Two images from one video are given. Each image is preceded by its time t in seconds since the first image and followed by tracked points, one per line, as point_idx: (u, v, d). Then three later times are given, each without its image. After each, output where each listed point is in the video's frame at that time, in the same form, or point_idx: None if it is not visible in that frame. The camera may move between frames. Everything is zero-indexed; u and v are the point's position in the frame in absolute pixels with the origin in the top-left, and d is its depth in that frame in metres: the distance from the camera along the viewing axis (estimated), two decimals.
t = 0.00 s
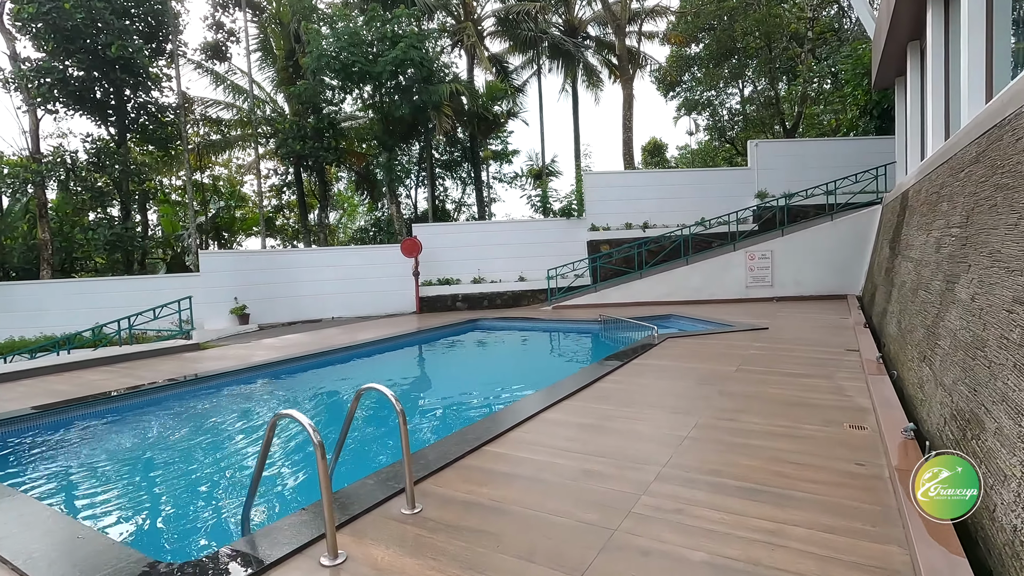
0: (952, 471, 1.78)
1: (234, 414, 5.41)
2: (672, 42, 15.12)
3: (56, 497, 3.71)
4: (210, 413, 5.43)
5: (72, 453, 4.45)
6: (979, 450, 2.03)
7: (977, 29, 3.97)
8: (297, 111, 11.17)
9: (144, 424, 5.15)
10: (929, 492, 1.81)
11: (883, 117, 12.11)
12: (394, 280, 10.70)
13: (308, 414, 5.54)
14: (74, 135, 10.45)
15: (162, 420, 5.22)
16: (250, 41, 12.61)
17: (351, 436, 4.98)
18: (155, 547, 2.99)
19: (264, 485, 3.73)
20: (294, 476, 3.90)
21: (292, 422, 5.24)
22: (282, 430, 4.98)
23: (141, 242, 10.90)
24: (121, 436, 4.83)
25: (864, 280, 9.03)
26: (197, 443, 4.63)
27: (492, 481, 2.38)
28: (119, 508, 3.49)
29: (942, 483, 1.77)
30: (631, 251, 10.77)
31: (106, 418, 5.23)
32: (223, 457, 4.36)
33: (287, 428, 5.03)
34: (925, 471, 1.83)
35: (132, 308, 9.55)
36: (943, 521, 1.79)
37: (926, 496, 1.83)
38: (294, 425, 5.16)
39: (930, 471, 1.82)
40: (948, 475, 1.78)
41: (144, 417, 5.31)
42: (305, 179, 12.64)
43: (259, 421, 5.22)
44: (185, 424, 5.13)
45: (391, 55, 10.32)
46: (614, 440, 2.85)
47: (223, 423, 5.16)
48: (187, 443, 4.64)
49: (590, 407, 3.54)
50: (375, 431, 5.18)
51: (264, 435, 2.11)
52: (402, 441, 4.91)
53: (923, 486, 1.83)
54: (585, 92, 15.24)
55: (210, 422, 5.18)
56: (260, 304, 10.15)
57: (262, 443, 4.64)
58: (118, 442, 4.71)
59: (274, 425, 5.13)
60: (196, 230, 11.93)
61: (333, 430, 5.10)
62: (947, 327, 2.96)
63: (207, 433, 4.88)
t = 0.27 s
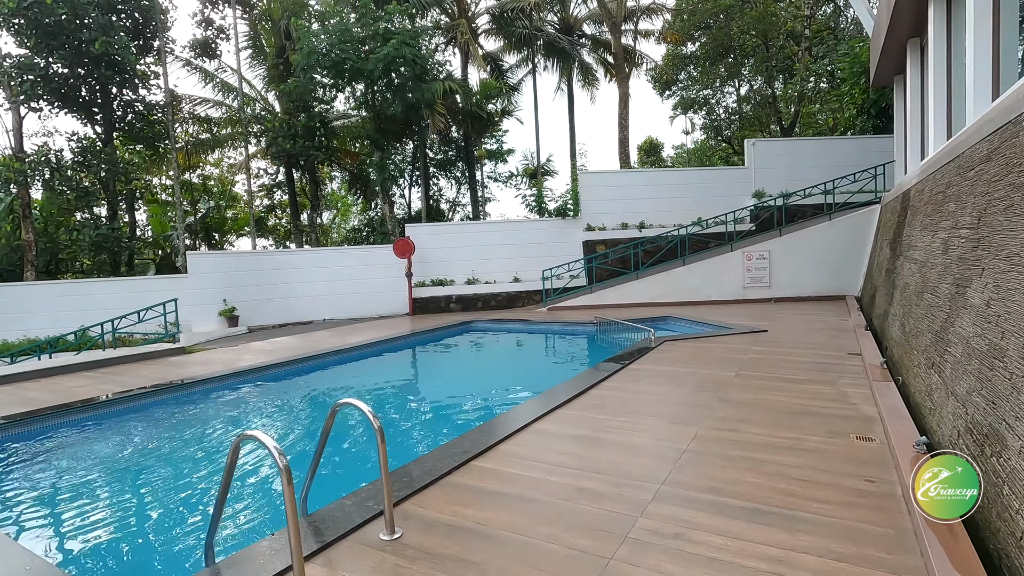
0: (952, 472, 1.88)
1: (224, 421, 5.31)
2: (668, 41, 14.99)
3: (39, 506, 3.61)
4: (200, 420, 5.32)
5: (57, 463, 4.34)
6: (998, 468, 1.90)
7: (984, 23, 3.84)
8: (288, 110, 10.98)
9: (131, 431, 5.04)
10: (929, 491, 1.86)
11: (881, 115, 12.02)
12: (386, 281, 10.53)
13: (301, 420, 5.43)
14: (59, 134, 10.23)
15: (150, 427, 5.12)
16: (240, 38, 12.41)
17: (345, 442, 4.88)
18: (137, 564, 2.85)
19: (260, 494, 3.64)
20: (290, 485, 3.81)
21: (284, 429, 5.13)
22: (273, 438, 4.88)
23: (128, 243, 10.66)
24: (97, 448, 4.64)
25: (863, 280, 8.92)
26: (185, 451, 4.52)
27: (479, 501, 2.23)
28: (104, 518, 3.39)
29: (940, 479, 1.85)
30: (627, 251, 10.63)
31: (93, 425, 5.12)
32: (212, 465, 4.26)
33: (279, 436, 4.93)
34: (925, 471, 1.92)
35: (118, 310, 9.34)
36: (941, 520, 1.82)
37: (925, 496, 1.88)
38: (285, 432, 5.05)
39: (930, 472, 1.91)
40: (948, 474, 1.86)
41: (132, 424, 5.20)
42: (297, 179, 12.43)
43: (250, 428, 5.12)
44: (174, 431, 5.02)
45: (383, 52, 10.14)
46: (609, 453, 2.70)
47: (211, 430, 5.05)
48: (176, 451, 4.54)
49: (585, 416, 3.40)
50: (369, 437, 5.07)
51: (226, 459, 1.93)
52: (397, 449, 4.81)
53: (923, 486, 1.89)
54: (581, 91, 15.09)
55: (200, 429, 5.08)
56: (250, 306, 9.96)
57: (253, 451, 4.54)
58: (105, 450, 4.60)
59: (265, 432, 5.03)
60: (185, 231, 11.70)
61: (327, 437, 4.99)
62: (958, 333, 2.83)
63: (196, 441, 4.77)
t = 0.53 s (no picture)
0: (951, 472, 1.89)
1: (213, 423, 5.21)
2: (663, 38, 14.88)
3: (15, 510, 3.49)
4: (188, 422, 5.22)
5: (39, 465, 4.23)
6: (1015, 480, 1.76)
7: (987, 13, 3.71)
8: (278, 106, 10.80)
9: (116, 433, 4.93)
10: (929, 491, 1.85)
11: (877, 113, 11.93)
12: (378, 281, 10.37)
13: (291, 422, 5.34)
14: (42, 130, 10.02)
15: (137, 429, 5.02)
16: (230, 34, 12.22)
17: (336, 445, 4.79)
18: None
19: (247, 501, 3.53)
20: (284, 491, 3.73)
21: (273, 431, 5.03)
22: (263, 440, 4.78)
23: (114, 242, 10.46)
24: (75, 452, 4.49)
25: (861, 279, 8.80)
26: (172, 453, 4.42)
27: (460, 517, 2.07)
28: (85, 518, 3.30)
29: (940, 479, 1.86)
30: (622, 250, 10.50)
31: (79, 427, 5.02)
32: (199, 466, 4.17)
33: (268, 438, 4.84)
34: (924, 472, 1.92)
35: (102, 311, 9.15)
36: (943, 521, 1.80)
37: (925, 497, 1.88)
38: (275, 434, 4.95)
39: (930, 472, 1.91)
40: (948, 473, 1.87)
41: (118, 426, 5.10)
42: (287, 176, 12.24)
43: (239, 431, 5.02)
44: (161, 433, 4.92)
45: (374, 47, 9.97)
46: (599, 461, 2.55)
47: (197, 433, 4.93)
48: (162, 453, 4.44)
49: (577, 422, 3.24)
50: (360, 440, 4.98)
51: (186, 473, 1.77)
52: (390, 450, 4.72)
53: (922, 486, 1.89)
54: (576, 89, 14.99)
55: (188, 431, 4.98)
56: (238, 306, 9.78)
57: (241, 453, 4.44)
58: (89, 452, 4.50)
59: (255, 434, 4.93)
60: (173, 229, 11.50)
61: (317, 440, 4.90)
62: (965, 334, 2.69)
63: (183, 443, 4.68)
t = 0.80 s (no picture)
0: (951, 472, 1.99)
1: (198, 430, 5.08)
2: (659, 37, 14.71)
3: None
4: (171, 428, 5.09)
5: (15, 474, 4.09)
6: None
7: (994, 6, 3.53)
8: (267, 103, 10.58)
9: (93, 441, 4.75)
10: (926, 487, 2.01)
11: (875, 113, 11.80)
12: (367, 282, 10.16)
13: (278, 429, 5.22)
14: (23, 126, 9.76)
15: (119, 436, 4.88)
16: (218, 30, 11.98)
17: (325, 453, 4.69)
18: None
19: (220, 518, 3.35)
20: (273, 500, 3.63)
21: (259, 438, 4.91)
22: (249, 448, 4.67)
23: (96, 241, 10.20)
24: (44, 464, 4.29)
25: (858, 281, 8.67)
26: (154, 462, 4.30)
27: (426, 550, 1.88)
28: (60, 529, 3.17)
29: (942, 479, 1.95)
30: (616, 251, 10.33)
31: (58, 433, 4.87)
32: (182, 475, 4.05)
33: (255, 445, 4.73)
34: (925, 473, 2.02)
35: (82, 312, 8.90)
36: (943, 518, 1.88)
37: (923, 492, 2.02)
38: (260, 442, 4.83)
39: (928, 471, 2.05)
40: (949, 474, 1.97)
41: (99, 432, 4.95)
42: (276, 175, 12.01)
43: (225, 437, 4.90)
44: (144, 440, 4.79)
45: (364, 43, 9.77)
46: (584, 483, 2.37)
47: (175, 442, 4.74)
48: (144, 461, 4.32)
49: (563, 435, 3.06)
50: (349, 445, 4.87)
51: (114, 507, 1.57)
52: (380, 455, 4.61)
53: (923, 487, 1.97)
54: (571, 87, 14.81)
55: (171, 438, 4.85)
56: (223, 308, 9.55)
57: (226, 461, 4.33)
58: (68, 460, 4.37)
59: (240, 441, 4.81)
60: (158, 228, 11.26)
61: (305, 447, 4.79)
62: (975, 345, 2.53)
63: (166, 451, 4.55)
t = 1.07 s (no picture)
0: (953, 474, 1.93)
1: (185, 439, 4.95)
2: (654, 37, 14.57)
3: None
4: (158, 437, 4.96)
5: None
6: None
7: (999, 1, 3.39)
8: (254, 101, 10.35)
9: (68, 454, 4.57)
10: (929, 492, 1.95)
11: (871, 114, 11.69)
12: (356, 284, 9.97)
13: (268, 437, 5.10)
14: (3, 125, 9.52)
15: (102, 446, 4.74)
16: (205, 27, 11.75)
17: (318, 459, 4.60)
18: None
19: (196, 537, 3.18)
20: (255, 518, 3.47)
21: (251, 449, 4.81)
22: (240, 460, 4.57)
23: (77, 243, 9.95)
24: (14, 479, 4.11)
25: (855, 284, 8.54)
26: (140, 475, 4.17)
27: None
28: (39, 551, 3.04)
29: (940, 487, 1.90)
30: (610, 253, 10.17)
31: (39, 443, 4.72)
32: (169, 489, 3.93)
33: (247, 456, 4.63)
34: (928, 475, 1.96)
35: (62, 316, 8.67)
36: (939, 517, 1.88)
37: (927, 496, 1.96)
38: (252, 453, 4.73)
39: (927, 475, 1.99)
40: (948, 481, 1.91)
41: (82, 443, 4.81)
42: (265, 175, 11.79)
43: (214, 448, 4.78)
44: (130, 450, 4.66)
45: (352, 40, 9.56)
46: (571, 508, 2.21)
47: (153, 455, 4.56)
48: (130, 474, 4.19)
49: (550, 451, 2.88)
50: (342, 451, 4.77)
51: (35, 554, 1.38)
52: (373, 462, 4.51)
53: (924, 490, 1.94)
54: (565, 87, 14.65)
55: (158, 448, 4.72)
56: (208, 311, 9.33)
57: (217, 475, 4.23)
58: (50, 472, 4.22)
59: (232, 453, 4.71)
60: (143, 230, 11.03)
61: (296, 456, 4.69)
62: (987, 358, 2.38)
63: (154, 462, 4.43)
